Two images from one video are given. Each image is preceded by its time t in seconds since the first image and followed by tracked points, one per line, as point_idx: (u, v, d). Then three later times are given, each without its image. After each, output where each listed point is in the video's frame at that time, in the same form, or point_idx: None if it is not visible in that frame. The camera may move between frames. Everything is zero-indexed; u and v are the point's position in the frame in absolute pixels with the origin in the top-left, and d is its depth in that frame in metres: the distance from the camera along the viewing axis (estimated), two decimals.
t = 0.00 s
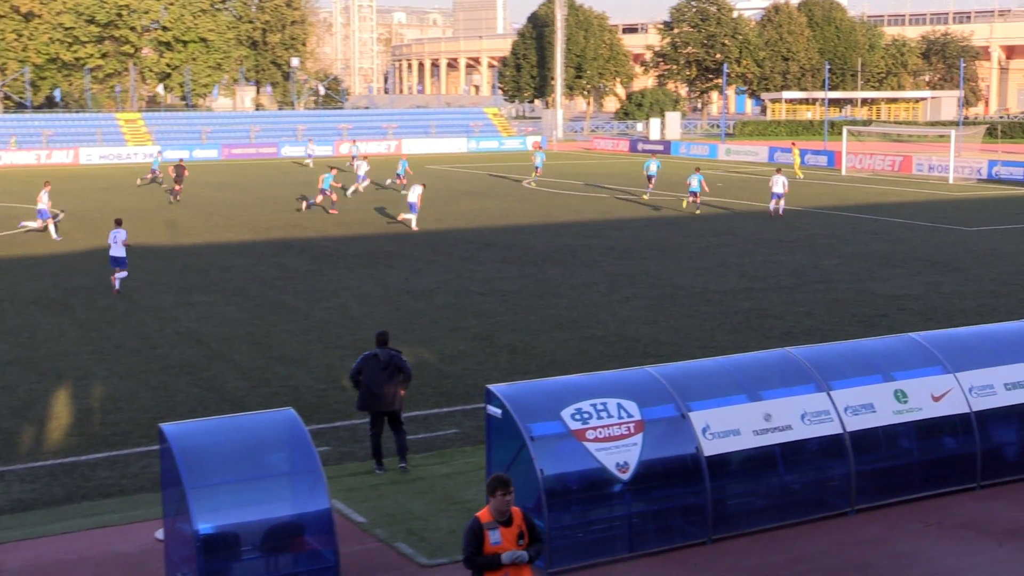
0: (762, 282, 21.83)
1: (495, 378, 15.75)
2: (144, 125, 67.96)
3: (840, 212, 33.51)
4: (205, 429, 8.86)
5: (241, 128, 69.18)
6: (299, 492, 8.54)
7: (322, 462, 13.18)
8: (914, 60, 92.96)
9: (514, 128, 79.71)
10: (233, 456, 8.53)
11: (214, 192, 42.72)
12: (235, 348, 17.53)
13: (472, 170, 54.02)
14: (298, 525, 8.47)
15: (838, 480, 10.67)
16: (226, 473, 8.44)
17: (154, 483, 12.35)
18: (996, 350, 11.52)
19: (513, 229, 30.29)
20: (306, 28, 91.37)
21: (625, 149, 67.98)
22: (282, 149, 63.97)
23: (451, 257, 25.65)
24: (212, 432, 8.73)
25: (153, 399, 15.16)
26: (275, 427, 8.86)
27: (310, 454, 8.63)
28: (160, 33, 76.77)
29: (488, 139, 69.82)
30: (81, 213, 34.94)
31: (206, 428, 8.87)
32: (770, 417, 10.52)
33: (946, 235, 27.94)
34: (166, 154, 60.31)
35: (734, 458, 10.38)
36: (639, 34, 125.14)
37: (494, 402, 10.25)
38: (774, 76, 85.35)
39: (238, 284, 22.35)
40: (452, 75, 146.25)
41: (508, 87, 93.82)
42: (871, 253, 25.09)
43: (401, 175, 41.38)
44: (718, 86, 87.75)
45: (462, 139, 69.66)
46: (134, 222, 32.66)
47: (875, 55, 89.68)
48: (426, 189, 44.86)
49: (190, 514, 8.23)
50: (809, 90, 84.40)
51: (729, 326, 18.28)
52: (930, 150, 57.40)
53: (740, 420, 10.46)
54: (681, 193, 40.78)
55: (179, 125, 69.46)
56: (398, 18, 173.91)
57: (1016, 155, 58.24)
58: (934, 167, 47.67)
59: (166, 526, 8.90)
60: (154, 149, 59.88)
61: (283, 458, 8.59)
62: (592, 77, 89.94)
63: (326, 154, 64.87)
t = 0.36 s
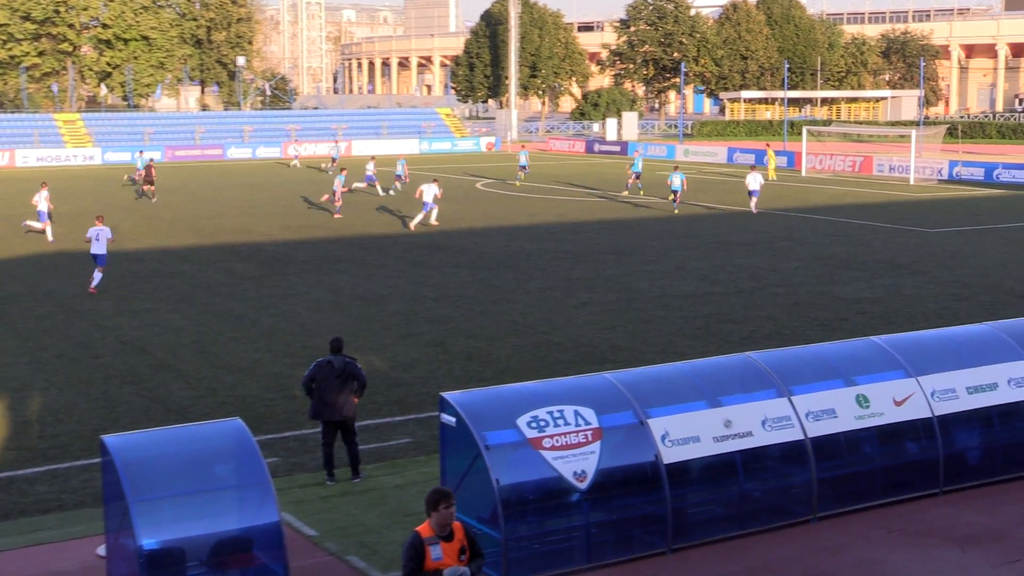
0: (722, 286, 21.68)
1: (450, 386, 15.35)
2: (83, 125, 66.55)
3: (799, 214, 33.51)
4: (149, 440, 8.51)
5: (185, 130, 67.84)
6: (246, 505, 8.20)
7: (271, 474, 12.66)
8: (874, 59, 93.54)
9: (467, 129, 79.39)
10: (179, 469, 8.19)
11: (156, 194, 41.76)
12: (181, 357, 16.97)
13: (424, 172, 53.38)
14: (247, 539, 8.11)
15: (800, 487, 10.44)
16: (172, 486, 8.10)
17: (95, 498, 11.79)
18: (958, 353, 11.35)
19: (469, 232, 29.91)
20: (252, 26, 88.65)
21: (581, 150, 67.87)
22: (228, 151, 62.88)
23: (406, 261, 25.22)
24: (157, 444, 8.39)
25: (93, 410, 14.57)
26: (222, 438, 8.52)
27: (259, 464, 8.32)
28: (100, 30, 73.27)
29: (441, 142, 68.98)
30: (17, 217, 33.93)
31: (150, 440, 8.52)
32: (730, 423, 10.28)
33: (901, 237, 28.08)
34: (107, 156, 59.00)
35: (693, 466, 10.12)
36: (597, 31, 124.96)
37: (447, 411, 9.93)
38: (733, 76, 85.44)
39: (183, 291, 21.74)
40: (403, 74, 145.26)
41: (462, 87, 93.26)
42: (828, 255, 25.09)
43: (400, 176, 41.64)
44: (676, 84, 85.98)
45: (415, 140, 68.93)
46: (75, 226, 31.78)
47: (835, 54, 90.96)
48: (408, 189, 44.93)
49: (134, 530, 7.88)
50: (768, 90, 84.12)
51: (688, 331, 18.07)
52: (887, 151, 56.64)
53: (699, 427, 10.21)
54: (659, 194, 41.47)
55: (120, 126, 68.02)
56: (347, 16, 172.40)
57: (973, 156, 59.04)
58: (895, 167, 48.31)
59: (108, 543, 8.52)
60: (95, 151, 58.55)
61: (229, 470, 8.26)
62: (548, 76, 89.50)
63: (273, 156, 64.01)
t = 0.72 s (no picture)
0: (685, 290, 21.36)
1: (405, 396, 14.78)
2: (14, 125, 63.25)
3: (759, 215, 33.32)
4: (86, 455, 8.20)
5: (123, 129, 65.58)
6: (189, 522, 7.93)
7: (216, 490, 11.99)
8: (843, 54, 94.35)
9: (420, 127, 78.67)
10: (118, 485, 7.89)
11: (92, 197, 40.38)
12: (121, 368, 16.20)
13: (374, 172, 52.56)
14: (190, 559, 7.82)
15: (768, 499, 10.06)
16: (110, 504, 7.80)
17: (28, 518, 11.08)
18: (932, 359, 10.96)
19: (424, 235, 29.32)
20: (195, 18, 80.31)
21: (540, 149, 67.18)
22: (169, 151, 60.94)
23: (358, 266, 24.59)
24: (95, 459, 8.08)
25: (27, 425, 13.78)
26: (164, 452, 8.22)
27: (203, 480, 8.06)
28: (32, 23, 68.58)
29: (394, 141, 67.69)
30: None
31: (88, 455, 8.21)
32: (696, 434, 9.87)
33: (858, 238, 28.06)
34: (40, 156, 57.36)
35: (658, 478, 9.68)
36: (555, 26, 124.53)
37: (401, 422, 9.46)
38: (697, 72, 85.37)
39: (124, 299, 20.91)
40: (352, 70, 142.71)
41: (416, 84, 92.22)
42: (787, 258, 24.90)
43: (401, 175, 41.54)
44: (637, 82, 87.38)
45: (367, 139, 67.61)
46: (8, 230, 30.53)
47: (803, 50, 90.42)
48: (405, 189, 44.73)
49: (70, 550, 7.58)
50: (733, 87, 84.42)
51: (651, 337, 17.69)
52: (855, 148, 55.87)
53: (664, 438, 9.77)
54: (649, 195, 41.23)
55: (55, 124, 65.15)
56: (295, 10, 162.27)
57: (945, 156, 58.77)
58: (866, 167, 48.30)
59: (42, 563, 8.19)
60: (27, 151, 56.92)
61: (172, 486, 7.98)
62: (505, 72, 89.04)
63: (217, 156, 62.24)
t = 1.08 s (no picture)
0: (651, 297, 20.96)
1: (359, 409, 14.20)
2: None
3: (722, 218, 33.06)
4: (22, 474, 7.72)
5: (60, 129, 63.55)
6: (132, 545, 7.50)
7: (159, 510, 11.32)
8: (815, 50, 93.42)
9: (374, 127, 77.93)
10: (55, 506, 7.44)
11: (31, 201, 39.10)
12: (60, 382, 15.45)
13: (326, 174, 51.64)
14: None
15: (741, 515, 9.62)
16: (46, 526, 7.34)
17: None
18: (910, 368, 10.56)
19: (379, 241, 28.70)
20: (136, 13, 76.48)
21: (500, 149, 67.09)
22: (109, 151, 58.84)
23: (312, 273, 23.92)
24: (31, 480, 7.61)
25: None
26: (105, 470, 7.79)
27: (148, 500, 7.65)
28: None
29: (347, 140, 66.75)
30: None
31: (24, 473, 7.73)
32: (664, 447, 9.41)
33: (822, 242, 27.90)
34: None
35: (626, 493, 9.21)
36: (515, 20, 123.93)
37: (356, 436, 8.99)
38: (664, 68, 85.24)
39: (63, 309, 20.08)
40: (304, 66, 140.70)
41: (370, 82, 91.02)
42: (751, 263, 24.60)
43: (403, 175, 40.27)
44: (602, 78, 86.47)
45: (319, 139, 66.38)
46: None
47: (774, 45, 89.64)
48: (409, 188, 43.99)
49: None
50: (703, 84, 84.04)
51: (617, 346, 17.24)
52: (831, 149, 54.63)
53: (631, 451, 9.31)
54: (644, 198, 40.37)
55: None
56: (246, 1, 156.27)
57: (923, 156, 58.53)
58: (840, 167, 47.76)
59: None
60: None
61: (114, 507, 7.55)
62: (463, 68, 88.46)
63: (160, 157, 60.22)
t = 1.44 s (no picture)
0: (621, 305, 20.55)
1: (318, 424, 13.62)
2: None
3: (689, 223, 32.84)
4: None
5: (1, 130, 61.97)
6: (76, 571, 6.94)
7: (104, 533, 10.67)
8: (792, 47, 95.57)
9: (331, 127, 77.23)
10: None
11: None
12: None
13: (280, 177, 50.67)
14: None
15: (718, 533, 9.20)
16: None
17: None
18: (892, 378, 10.18)
19: (339, 247, 28.11)
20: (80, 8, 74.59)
21: (465, 151, 66.47)
22: (52, 153, 57.71)
23: (268, 281, 23.25)
24: None
25: None
26: (47, 491, 7.29)
27: (93, 522, 7.15)
28: None
29: (303, 143, 65.43)
30: None
31: None
32: (638, 462, 8.94)
33: (790, 247, 27.70)
34: None
35: (597, 511, 8.74)
36: (480, 16, 123.62)
37: (314, 454, 8.51)
38: (636, 66, 85.07)
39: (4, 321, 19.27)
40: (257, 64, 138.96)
41: (328, 80, 89.71)
42: (720, 270, 24.30)
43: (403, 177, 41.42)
44: (571, 77, 86.04)
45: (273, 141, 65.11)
46: None
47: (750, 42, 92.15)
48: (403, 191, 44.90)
49: None
50: (676, 83, 84.08)
51: (587, 358, 16.80)
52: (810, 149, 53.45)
53: (603, 467, 8.84)
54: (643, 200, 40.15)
55: None
56: None
57: (908, 158, 59.06)
58: (819, 168, 47.38)
59: None
60: None
61: (56, 529, 7.04)
62: (425, 66, 87.54)
63: (106, 160, 58.97)
